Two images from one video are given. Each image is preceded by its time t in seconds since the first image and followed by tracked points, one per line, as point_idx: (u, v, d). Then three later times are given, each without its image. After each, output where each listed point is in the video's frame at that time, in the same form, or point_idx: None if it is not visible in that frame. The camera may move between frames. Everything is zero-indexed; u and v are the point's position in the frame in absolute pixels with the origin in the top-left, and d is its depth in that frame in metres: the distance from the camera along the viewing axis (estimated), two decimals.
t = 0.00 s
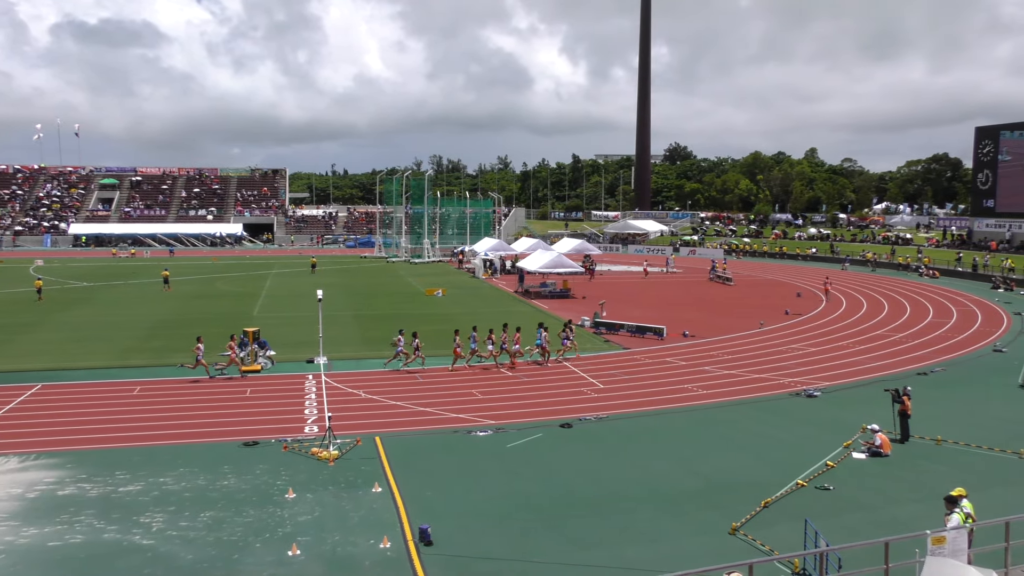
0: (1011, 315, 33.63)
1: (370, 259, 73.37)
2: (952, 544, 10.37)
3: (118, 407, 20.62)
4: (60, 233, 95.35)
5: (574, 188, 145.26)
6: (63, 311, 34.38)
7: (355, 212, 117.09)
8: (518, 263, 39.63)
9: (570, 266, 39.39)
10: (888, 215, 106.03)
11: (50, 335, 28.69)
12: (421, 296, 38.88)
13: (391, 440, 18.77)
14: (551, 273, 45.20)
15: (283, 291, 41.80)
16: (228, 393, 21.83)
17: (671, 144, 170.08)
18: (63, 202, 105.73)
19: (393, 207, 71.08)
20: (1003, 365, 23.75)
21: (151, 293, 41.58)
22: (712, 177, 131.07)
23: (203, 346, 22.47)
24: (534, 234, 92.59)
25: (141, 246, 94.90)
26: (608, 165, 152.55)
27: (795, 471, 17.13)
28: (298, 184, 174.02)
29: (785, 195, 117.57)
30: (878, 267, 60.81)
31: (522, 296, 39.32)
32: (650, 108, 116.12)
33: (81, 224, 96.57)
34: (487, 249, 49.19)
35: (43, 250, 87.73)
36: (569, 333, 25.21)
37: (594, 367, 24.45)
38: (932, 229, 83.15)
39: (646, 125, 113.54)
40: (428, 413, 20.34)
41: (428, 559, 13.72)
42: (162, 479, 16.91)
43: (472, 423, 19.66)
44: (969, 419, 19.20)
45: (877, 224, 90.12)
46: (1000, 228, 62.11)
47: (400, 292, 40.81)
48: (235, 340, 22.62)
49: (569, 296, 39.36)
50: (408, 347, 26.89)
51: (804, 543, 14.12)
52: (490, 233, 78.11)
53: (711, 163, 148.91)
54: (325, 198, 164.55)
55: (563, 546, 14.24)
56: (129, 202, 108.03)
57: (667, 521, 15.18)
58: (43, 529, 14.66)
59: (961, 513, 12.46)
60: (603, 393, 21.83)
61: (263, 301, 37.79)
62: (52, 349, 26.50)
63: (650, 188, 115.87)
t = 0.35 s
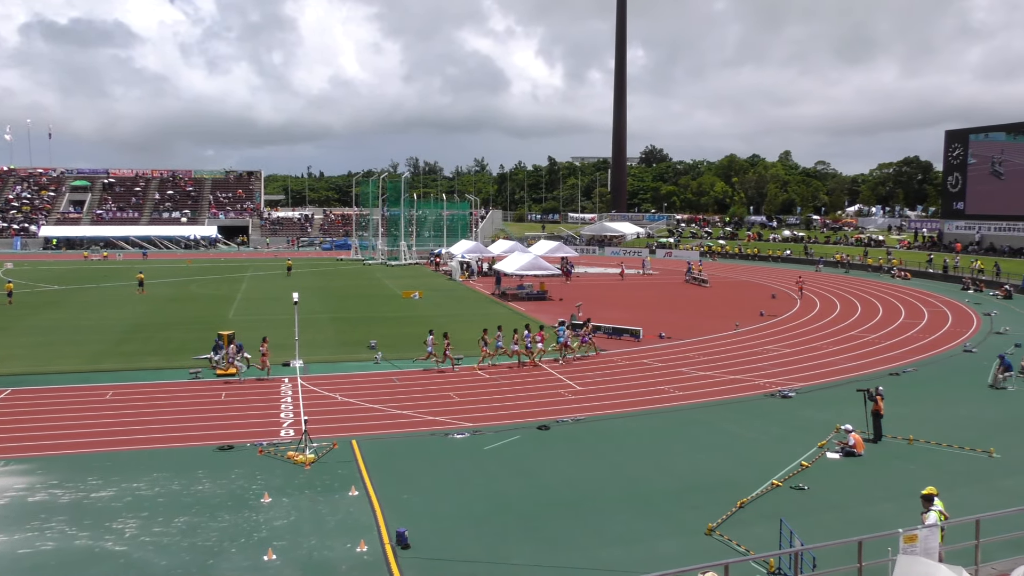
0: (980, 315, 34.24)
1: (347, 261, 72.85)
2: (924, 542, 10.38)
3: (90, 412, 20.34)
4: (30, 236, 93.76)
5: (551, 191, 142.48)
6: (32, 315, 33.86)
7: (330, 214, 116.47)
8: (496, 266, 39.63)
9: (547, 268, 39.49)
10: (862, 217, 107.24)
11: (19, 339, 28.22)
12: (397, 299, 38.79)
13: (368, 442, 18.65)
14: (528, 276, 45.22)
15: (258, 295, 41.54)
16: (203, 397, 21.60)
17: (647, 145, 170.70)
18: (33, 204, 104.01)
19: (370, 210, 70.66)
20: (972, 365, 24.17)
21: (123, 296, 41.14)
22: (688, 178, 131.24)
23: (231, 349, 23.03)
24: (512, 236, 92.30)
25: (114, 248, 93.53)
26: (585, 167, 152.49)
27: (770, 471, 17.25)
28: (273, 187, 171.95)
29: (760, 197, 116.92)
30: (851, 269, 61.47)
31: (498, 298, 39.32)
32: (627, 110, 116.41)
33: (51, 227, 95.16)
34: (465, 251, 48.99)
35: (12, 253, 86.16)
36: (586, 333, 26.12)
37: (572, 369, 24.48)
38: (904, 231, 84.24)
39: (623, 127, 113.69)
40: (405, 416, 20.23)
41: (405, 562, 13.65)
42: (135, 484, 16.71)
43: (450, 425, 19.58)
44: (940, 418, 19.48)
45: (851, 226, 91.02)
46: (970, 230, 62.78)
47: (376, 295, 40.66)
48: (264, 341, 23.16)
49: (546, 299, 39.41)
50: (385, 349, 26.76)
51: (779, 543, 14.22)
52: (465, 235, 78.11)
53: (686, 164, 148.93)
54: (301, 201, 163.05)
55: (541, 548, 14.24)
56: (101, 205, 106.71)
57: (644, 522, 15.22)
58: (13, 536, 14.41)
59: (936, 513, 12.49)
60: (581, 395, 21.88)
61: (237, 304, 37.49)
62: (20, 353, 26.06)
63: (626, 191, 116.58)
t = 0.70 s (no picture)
0: (955, 318, 34.54)
1: (323, 266, 72.09)
2: (902, 545, 10.34)
3: (58, 420, 19.90)
4: None
5: (529, 194, 142.10)
6: None
7: (305, 218, 115.08)
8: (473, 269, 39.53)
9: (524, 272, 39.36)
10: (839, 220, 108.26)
11: None
12: (373, 303, 38.46)
13: (343, 448, 18.33)
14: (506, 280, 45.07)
15: (232, 299, 40.98)
16: (174, 404, 21.20)
17: (625, 148, 171.09)
18: None
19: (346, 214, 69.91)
20: (946, 367, 24.34)
21: (92, 302, 40.34)
22: (666, 181, 131.33)
23: (264, 354, 23.03)
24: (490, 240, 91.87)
25: (82, 252, 91.81)
26: (564, 170, 151.93)
27: (749, 475, 17.18)
28: (246, 190, 169.18)
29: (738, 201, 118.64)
30: (829, 272, 61.83)
31: (476, 303, 39.14)
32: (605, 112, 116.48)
33: (19, 231, 93.27)
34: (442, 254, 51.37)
35: None
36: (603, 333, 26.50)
37: (550, 374, 24.28)
38: (881, 234, 85.03)
39: (600, 129, 113.84)
40: (381, 422, 19.90)
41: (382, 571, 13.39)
42: (105, 493, 16.34)
43: (427, 431, 19.27)
44: (917, 420, 19.55)
45: (828, 229, 91.70)
46: (945, 233, 63.56)
47: (351, 299, 40.25)
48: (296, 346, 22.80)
49: (524, 302, 39.30)
50: (362, 354, 26.43)
51: (757, 547, 14.14)
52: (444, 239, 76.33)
53: (664, 166, 148.88)
54: (275, 204, 160.97)
55: (520, 554, 14.02)
56: (70, 209, 105.30)
57: (624, 527, 15.06)
58: None
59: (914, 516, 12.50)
60: (559, 399, 21.73)
61: (210, 309, 36.92)
62: None
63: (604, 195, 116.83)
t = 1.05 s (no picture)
0: (943, 324, 34.25)
1: (295, 271, 70.31)
2: (889, 555, 10.00)
3: (17, 434, 19.03)
4: None
5: (508, 196, 139.64)
6: None
7: (276, 221, 112.95)
8: (451, 275, 38.89)
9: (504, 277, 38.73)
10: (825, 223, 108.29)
11: None
12: (347, 309, 37.64)
13: (316, 459, 17.63)
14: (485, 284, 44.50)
15: (202, 306, 39.95)
16: (140, 415, 20.41)
17: (608, 150, 170.44)
18: None
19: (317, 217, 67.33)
20: (935, 374, 24.02)
21: (55, 309, 39.10)
22: (649, 184, 130.48)
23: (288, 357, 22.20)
24: (468, 243, 90.37)
25: (44, 257, 89.23)
26: (545, 171, 150.34)
27: (736, 485, 16.67)
28: (215, 192, 163.45)
29: (723, 203, 119.05)
30: (817, 277, 61.48)
31: (454, 308, 38.51)
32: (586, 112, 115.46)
33: None
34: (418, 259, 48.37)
35: None
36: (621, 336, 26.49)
37: (531, 382, 23.67)
38: (868, 238, 85.00)
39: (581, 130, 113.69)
40: (355, 432, 19.18)
41: None
42: (65, 509, 15.54)
43: (403, 441, 18.58)
44: (906, 428, 19.15)
45: (814, 233, 91.83)
46: (934, 237, 62.78)
47: (324, 306, 39.36)
48: (321, 352, 22.17)
49: (503, 308, 38.76)
50: (335, 362, 25.69)
51: (744, 560, 13.62)
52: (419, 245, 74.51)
53: (647, 168, 147.97)
54: (245, 207, 157.14)
55: (501, 570, 13.37)
56: (29, 211, 103.69)
57: (609, 540, 14.47)
58: None
59: (901, 527, 12.18)
60: (541, 408, 21.17)
61: (178, 316, 35.89)
62: None
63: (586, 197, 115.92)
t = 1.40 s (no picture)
0: (947, 328, 33.44)
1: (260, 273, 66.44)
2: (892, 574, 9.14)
3: None
4: None
5: (487, 193, 137.89)
6: None
7: (240, 220, 106.49)
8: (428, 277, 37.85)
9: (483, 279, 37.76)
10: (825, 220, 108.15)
11: None
12: (318, 314, 36.42)
13: (283, 474, 16.50)
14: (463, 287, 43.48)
15: (168, 311, 38.48)
16: (95, 429, 19.08)
17: (595, 145, 169.25)
18: None
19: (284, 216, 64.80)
20: (937, 381, 23.20)
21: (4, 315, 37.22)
22: (636, 181, 128.95)
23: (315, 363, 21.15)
24: (445, 243, 87.99)
25: None
26: (526, 167, 148.88)
27: (728, 500, 15.71)
28: (173, 189, 153.47)
29: (715, 201, 116.76)
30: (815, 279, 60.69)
31: (431, 312, 37.43)
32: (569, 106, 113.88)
33: None
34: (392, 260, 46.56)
35: None
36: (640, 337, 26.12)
37: (511, 391, 22.61)
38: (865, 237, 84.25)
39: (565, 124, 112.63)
40: (325, 445, 18.05)
41: None
42: (11, 530, 14.17)
43: (375, 455, 17.47)
44: (905, 437, 18.32)
45: (812, 233, 91.28)
46: (935, 236, 62.35)
47: (294, 310, 38.06)
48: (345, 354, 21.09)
49: (482, 312, 37.78)
50: (304, 370, 24.50)
51: None
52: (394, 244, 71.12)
53: (636, 164, 147.71)
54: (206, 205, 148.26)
55: None
56: None
57: (599, 559, 13.41)
58: None
59: (902, 542, 11.43)
60: (523, 419, 20.10)
61: (138, 323, 34.38)
62: None
63: (569, 194, 114.06)
